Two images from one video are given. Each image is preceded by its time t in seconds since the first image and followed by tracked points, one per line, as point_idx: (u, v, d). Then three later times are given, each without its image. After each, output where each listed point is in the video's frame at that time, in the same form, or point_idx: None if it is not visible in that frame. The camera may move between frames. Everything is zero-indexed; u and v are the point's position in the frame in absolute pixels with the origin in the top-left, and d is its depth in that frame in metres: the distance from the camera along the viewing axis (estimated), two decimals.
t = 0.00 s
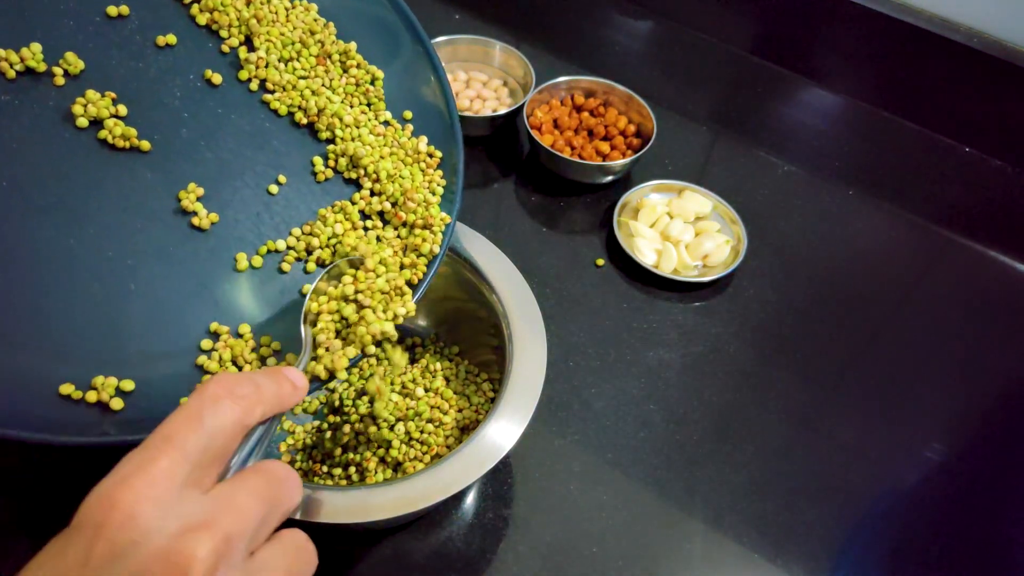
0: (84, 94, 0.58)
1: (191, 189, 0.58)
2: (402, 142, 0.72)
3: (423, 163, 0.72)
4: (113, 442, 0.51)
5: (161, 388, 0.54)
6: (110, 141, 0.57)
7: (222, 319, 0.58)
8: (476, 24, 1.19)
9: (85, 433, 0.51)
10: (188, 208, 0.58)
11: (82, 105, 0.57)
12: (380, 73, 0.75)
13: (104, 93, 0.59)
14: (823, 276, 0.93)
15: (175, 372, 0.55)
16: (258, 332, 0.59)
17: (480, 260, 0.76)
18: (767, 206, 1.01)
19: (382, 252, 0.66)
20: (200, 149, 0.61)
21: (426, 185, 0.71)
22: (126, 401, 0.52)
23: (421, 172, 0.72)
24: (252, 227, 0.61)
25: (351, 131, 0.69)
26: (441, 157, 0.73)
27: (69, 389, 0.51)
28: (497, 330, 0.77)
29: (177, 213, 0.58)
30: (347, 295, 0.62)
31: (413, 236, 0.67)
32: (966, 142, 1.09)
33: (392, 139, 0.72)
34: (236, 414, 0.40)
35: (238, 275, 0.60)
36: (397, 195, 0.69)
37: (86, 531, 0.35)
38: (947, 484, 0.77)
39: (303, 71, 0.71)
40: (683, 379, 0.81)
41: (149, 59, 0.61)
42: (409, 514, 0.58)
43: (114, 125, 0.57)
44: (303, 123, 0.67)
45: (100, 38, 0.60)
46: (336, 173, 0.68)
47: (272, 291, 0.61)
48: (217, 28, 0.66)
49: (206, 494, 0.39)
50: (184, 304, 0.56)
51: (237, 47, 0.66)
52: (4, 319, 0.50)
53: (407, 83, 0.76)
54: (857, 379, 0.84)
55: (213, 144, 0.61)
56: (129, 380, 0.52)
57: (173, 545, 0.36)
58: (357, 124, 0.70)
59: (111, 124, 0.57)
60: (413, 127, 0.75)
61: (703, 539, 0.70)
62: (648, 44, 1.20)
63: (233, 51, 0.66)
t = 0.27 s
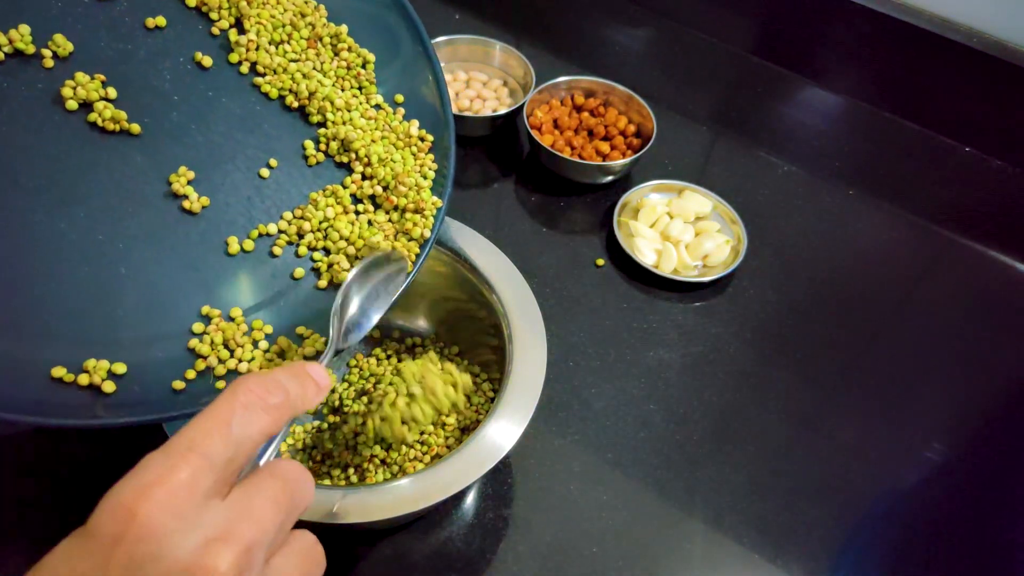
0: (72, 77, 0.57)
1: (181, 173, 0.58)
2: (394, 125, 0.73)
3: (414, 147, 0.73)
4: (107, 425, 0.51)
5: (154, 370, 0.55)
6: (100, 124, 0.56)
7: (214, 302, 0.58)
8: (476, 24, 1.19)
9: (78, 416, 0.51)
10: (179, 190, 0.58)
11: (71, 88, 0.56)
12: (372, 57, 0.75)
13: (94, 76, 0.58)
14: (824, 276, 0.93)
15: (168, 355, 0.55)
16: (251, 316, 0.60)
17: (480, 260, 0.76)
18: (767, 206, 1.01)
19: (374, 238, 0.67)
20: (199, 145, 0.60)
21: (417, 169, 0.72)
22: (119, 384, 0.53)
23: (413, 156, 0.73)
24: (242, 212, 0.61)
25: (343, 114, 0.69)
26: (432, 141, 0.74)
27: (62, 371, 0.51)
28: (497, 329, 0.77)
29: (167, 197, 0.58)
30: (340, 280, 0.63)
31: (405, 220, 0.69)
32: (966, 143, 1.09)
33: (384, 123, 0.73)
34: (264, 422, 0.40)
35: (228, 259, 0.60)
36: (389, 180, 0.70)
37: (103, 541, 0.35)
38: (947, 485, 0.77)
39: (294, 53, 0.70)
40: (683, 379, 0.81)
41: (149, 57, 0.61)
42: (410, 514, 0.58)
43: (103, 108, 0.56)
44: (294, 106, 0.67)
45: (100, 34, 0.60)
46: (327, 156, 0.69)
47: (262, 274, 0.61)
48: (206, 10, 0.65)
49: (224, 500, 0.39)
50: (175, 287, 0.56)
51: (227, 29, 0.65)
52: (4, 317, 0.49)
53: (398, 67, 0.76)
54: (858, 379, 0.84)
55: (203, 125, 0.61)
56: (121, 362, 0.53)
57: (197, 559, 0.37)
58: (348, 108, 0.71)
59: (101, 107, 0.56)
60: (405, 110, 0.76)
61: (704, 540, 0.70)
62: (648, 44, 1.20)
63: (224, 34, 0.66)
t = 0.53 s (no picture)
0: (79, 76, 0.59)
1: (189, 171, 0.59)
2: (399, 123, 0.72)
3: (419, 144, 0.73)
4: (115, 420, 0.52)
5: (165, 368, 0.56)
6: (108, 122, 0.58)
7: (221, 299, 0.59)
8: (476, 24, 1.19)
9: (90, 413, 0.51)
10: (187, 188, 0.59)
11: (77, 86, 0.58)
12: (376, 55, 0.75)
13: (99, 75, 0.59)
14: (824, 276, 0.93)
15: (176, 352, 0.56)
16: (258, 315, 0.60)
17: (479, 260, 0.76)
18: (768, 206, 1.01)
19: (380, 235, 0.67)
20: (202, 146, 0.61)
21: (423, 166, 0.72)
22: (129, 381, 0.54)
23: (418, 153, 0.72)
24: (249, 209, 0.62)
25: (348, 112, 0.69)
26: (438, 138, 0.74)
27: (73, 369, 0.52)
28: (497, 329, 0.77)
29: (176, 194, 0.59)
30: (350, 278, 0.63)
31: (412, 216, 0.69)
32: (966, 142, 1.09)
33: (389, 119, 0.72)
34: None
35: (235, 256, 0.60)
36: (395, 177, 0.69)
37: None
38: (947, 485, 0.77)
39: (299, 52, 0.71)
40: (683, 379, 0.81)
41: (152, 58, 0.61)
42: (410, 514, 0.58)
43: (110, 106, 0.58)
44: (299, 104, 0.68)
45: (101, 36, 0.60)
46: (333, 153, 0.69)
47: (269, 271, 0.62)
48: (211, 10, 0.66)
49: None
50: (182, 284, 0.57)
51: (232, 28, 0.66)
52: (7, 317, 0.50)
53: (402, 65, 0.76)
54: (857, 379, 0.84)
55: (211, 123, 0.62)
56: (132, 360, 0.54)
57: None
58: (353, 105, 0.71)
59: (108, 106, 0.58)
60: (409, 108, 0.75)
61: (703, 539, 0.70)
62: (649, 44, 1.21)
63: (229, 34, 0.66)
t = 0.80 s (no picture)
0: (84, 65, 0.57)
1: (196, 162, 0.58)
2: (409, 113, 0.74)
3: (430, 135, 0.74)
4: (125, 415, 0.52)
5: (173, 361, 0.56)
6: (112, 112, 0.56)
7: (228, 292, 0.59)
8: (476, 24, 1.19)
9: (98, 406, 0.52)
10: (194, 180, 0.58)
11: (83, 77, 0.56)
12: (386, 44, 0.75)
13: (106, 66, 0.58)
14: (824, 276, 0.93)
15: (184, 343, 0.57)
16: (268, 307, 0.61)
17: (479, 259, 0.76)
18: (768, 206, 1.01)
19: (391, 227, 0.68)
20: (203, 139, 0.60)
21: (433, 157, 0.73)
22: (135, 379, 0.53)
23: (428, 144, 0.73)
24: (258, 201, 0.62)
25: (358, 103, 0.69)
26: (448, 128, 0.75)
27: (79, 363, 0.52)
28: (497, 328, 0.77)
29: (183, 186, 0.58)
30: (359, 271, 0.64)
31: (422, 208, 0.70)
32: (966, 142, 1.09)
33: (399, 111, 0.74)
34: None
35: (244, 247, 0.60)
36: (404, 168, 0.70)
37: None
38: (947, 485, 0.77)
39: (309, 42, 0.71)
40: (683, 380, 0.81)
41: (154, 53, 0.60)
42: (410, 514, 0.58)
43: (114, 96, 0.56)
44: (309, 95, 0.68)
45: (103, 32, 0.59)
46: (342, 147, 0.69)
47: (276, 263, 0.62)
48: None
49: None
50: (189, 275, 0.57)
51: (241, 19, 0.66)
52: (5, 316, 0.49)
53: (411, 54, 0.76)
54: (857, 379, 0.84)
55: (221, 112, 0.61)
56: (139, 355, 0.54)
57: None
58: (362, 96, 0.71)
59: (114, 97, 0.56)
60: (419, 98, 0.76)
61: (704, 540, 0.70)
62: (648, 44, 1.21)
63: (236, 22, 0.66)
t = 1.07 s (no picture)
0: (89, 63, 0.59)
1: (199, 156, 0.60)
2: (405, 107, 0.74)
3: (425, 128, 0.74)
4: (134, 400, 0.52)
5: (178, 350, 0.56)
6: (116, 107, 0.58)
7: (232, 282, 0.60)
8: (476, 24, 1.19)
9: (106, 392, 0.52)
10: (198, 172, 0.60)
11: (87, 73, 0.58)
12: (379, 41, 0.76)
13: (110, 62, 0.60)
14: (824, 276, 0.93)
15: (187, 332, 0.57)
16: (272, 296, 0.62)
17: (479, 259, 0.76)
18: (767, 206, 1.01)
19: (390, 217, 0.68)
20: (205, 137, 0.61)
21: (429, 149, 0.73)
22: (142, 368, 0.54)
23: (424, 137, 0.73)
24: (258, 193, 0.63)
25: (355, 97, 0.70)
26: (442, 122, 0.74)
27: (90, 352, 0.52)
28: (497, 328, 0.77)
29: (187, 179, 0.59)
30: (360, 261, 0.64)
31: (420, 199, 0.70)
32: (966, 143, 1.10)
33: (395, 105, 0.73)
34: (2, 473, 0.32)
35: (247, 237, 0.61)
36: (402, 161, 0.71)
37: None
38: (947, 485, 0.77)
39: (305, 38, 0.71)
40: (683, 380, 0.81)
41: (156, 53, 0.62)
42: (410, 514, 0.58)
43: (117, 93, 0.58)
44: (306, 89, 0.68)
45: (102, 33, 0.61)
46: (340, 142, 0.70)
47: (279, 255, 0.63)
48: None
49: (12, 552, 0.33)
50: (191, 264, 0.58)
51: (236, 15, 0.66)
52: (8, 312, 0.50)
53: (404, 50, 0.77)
54: (858, 379, 0.84)
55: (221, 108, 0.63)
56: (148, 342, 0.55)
57: None
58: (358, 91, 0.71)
59: (118, 93, 0.58)
60: (413, 93, 0.76)
61: (704, 540, 0.70)
62: (648, 44, 1.21)
63: (235, 20, 0.67)
